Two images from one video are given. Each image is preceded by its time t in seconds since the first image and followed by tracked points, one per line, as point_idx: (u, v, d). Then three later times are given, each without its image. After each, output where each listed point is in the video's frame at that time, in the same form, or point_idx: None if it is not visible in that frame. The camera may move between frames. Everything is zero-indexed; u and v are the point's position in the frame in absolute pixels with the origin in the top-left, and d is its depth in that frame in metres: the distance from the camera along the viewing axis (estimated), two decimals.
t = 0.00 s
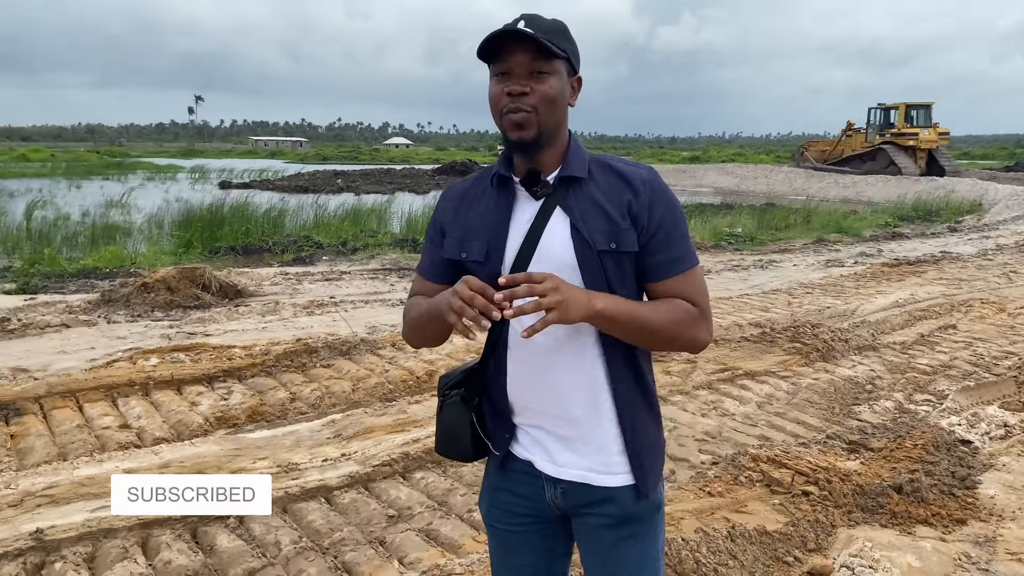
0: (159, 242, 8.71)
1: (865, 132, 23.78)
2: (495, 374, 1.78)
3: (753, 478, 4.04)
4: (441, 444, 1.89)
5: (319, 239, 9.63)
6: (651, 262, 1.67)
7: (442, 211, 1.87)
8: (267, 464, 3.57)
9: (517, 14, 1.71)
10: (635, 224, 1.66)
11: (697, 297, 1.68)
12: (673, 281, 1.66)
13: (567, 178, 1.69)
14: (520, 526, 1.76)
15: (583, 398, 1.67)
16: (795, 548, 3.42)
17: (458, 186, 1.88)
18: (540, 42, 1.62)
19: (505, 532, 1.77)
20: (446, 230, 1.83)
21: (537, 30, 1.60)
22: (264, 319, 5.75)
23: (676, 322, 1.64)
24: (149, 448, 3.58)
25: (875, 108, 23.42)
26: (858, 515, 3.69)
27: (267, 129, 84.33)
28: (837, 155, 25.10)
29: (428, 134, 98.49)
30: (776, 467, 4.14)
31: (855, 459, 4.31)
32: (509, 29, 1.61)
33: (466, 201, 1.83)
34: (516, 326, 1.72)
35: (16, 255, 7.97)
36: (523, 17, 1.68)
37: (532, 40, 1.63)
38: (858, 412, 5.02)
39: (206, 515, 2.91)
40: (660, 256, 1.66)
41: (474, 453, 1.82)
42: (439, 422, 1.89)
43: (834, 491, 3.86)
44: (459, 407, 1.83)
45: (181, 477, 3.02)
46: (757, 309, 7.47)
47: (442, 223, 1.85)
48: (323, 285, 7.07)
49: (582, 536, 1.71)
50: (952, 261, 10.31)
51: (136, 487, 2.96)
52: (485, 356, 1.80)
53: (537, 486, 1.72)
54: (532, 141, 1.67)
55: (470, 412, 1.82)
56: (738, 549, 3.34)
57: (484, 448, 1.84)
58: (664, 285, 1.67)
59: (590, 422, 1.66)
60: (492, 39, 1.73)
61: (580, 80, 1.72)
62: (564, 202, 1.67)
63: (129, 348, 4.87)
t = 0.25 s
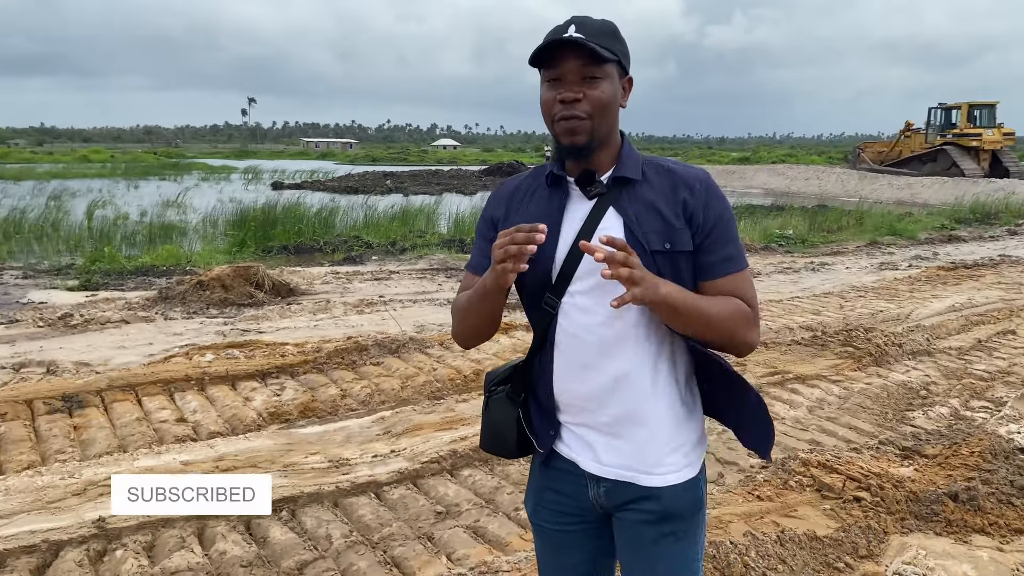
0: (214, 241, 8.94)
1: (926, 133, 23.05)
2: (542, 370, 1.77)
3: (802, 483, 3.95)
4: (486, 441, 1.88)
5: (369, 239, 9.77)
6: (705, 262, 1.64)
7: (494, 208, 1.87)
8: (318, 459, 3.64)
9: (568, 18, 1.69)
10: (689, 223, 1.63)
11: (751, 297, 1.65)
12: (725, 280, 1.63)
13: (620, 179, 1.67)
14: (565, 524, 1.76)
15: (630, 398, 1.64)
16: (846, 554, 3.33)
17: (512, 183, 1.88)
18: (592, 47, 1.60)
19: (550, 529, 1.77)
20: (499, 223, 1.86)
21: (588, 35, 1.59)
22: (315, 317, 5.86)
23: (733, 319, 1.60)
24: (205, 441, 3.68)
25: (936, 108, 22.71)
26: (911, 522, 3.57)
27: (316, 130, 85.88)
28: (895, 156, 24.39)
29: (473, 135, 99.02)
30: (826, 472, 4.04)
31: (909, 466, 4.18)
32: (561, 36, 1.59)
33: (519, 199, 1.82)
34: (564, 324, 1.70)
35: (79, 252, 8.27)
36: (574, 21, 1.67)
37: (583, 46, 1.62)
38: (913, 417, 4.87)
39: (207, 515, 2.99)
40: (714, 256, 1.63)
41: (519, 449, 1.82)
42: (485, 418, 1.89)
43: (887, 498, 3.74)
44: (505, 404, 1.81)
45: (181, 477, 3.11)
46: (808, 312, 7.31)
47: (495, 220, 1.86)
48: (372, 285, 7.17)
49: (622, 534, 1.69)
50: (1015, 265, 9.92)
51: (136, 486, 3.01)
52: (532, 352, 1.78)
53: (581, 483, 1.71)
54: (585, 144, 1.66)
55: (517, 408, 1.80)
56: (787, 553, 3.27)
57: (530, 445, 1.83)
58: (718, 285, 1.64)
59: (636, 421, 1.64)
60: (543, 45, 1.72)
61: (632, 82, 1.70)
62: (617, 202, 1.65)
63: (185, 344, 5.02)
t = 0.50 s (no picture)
0: (270, 242, 9.16)
1: (995, 135, 22.31)
2: (595, 377, 1.74)
3: (858, 491, 3.81)
4: (536, 447, 1.86)
5: (420, 240, 9.87)
6: (774, 276, 1.62)
7: (554, 212, 1.84)
8: (370, 457, 3.68)
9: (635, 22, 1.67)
10: (757, 236, 1.60)
11: (813, 315, 1.64)
12: (792, 297, 1.63)
13: (686, 186, 1.64)
14: (616, 533, 1.73)
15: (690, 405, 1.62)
16: (902, 565, 3.21)
17: (571, 187, 1.85)
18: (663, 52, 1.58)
19: (600, 538, 1.74)
20: (559, 230, 1.81)
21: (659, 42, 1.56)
22: (368, 317, 5.94)
23: (793, 342, 1.60)
24: (261, 438, 3.77)
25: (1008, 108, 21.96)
26: (972, 535, 3.42)
27: (368, 133, 87.26)
28: (960, 158, 23.52)
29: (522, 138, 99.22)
30: (883, 481, 3.89)
31: (970, 477, 4.00)
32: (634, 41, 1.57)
33: (579, 203, 1.79)
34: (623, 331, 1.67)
35: (141, 252, 8.57)
36: (642, 24, 1.64)
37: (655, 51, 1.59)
38: (975, 427, 4.67)
39: (205, 515, 2.98)
40: (781, 271, 1.61)
41: (569, 456, 1.79)
42: (536, 424, 1.87)
43: (946, 509, 3.59)
44: (557, 409, 1.80)
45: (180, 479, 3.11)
46: (866, 317, 7.09)
47: (554, 223, 1.83)
48: (423, 286, 7.24)
49: (674, 549, 1.67)
50: None
51: (136, 486, 3.00)
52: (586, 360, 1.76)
53: (632, 494, 1.68)
54: (655, 152, 1.64)
55: (568, 413, 1.78)
56: (842, 563, 3.17)
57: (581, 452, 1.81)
58: (784, 299, 1.63)
59: (694, 431, 1.61)
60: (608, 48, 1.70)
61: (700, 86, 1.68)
62: (683, 210, 1.62)
63: (243, 342, 5.14)
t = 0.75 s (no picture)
0: (333, 246, 9.37)
1: None
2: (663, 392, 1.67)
3: (924, 510, 3.62)
4: (592, 464, 1.78)
5: (479, 246, 9.92)
6: (863, 294, 1.56)
7: (622, 217, 1.78)
8: (426, 461, 3.70)
9: (724, 27, 1.64)
10: (848, 251, 1.56)
11: (902, 337, 1.57)
12: (881, 317, 1.56)
13: (773, 196, 1.60)
14: (680, 557, 1.68)
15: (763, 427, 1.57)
16: None
17: (642, 193, 1.80)
18: (748, 56, 1.55)
19: (663, 561, 1.70)
20: (630, 236, 1.74)
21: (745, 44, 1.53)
22: (426, 322, 6.00)
23: (882, 364, 1.53)
24: (320, 440, 3.84)
25: None
26: None
27: (430, 140, 88.49)
28: None
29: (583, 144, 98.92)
30: (952, 501, 3.69)
31: None
32: (718, 44, 1.55)
33: (652, 210, 1.74)
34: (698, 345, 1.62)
35: (210, 255, 8.88)
36: (731, 29, 1.62)
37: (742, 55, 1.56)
38: None
39: (206, 514, 2.99)
40: (872, 290, 1.55)
41: (631, 474, 1.72)
42: (593, 440, 1.78)
43: (1021, 532, 3.38)
44: (619, 424, 1.72)
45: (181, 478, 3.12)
46: (939, 330, 6.77)
47: (623, 227, 1.76)
48: (481, 291, 7.27)
49: None
50: None
51: (136, 487, 3.02)
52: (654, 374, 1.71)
53: (697, 521, 1.64)
54: (733, 157, 1.60)
55: (633, 429, 1.71)
56: None
57: (643, 469, 1.75)
58: (873, 319, 1.57)
59: (767, 454, 1.57)
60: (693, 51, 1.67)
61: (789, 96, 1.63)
62: (769, 220, 1.59)
63: (305, 345, 5.26)
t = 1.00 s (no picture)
0: (404, 253, 9.56)
1: None
2: (727, 416, 1.62)
3: (1006, 539, 3.36)
4: (651, 488, 1.74)
5: (548, 255, 9.92)
6: (953, 321, 1.47)
7: (695, 224, 1.73)
8: (486, 469, 3.70)
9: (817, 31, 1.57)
10: (940, 274, 1.48)
11: (994, 369, 1.48)
12: (973, 347, 1.47)
13: (861, 211, 1.53)
14: None
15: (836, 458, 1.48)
16: None
17: (720, 201, 1.75)
18: (834, 60, 1.47)
19: None
20: (704, 243, 1.69)
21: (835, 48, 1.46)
22: (493, 330, 6.03)
23: (975, 397, 1.43)
24: (384, 444, 3.90)
25: None
26: None
27: (505, 148, 89.23)
28: None
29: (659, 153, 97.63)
30: None
31: None
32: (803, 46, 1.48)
33: (729, 219, 1.68)
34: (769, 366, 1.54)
35: (286, 261, 9.21)
36: (822, 32, 1.54)
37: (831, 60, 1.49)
38: None
39: (205, 513, 3.04)
40: (964, 317, 1.47)
41: (691, 500, 1.67)
42: (652, 462, 1.75)
43: None
44: (681, 447, 1.68)
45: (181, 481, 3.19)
46: None
47: (696, 235, 1.71)
48: (549, 300, 7.25)
49: None
50: None
51: (136, 488, 3.09)
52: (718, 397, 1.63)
53: (757, 559, 1.57)
54: (813, 165, 1.52)
55: (693, 454, 1.67)
56: None
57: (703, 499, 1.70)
58: (964, 349, 1.47)
59: (839, 490, 1.49)
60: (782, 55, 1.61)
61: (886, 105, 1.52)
62: (855, 235, 1.51)
63: (373, 350, 5.37)
